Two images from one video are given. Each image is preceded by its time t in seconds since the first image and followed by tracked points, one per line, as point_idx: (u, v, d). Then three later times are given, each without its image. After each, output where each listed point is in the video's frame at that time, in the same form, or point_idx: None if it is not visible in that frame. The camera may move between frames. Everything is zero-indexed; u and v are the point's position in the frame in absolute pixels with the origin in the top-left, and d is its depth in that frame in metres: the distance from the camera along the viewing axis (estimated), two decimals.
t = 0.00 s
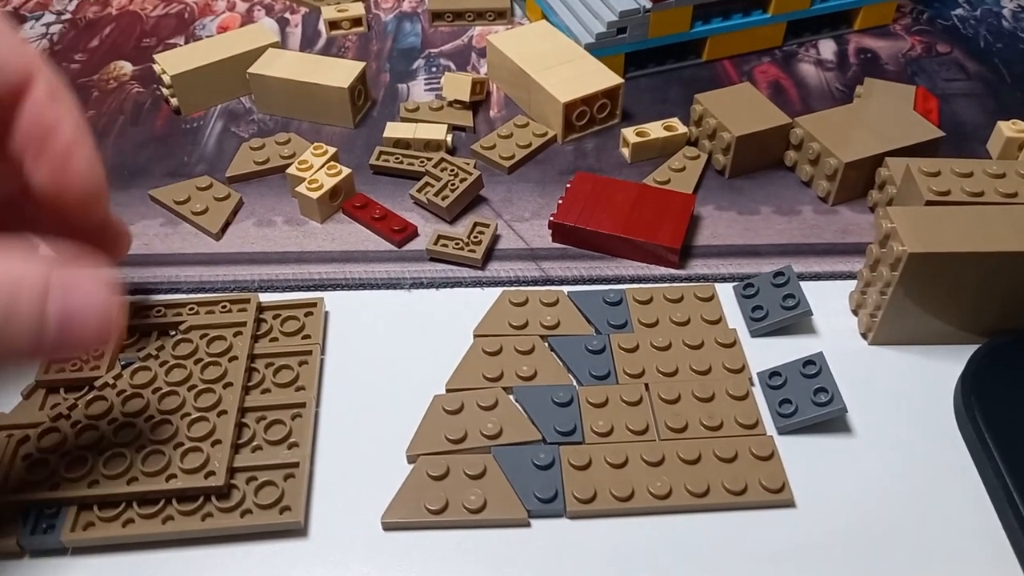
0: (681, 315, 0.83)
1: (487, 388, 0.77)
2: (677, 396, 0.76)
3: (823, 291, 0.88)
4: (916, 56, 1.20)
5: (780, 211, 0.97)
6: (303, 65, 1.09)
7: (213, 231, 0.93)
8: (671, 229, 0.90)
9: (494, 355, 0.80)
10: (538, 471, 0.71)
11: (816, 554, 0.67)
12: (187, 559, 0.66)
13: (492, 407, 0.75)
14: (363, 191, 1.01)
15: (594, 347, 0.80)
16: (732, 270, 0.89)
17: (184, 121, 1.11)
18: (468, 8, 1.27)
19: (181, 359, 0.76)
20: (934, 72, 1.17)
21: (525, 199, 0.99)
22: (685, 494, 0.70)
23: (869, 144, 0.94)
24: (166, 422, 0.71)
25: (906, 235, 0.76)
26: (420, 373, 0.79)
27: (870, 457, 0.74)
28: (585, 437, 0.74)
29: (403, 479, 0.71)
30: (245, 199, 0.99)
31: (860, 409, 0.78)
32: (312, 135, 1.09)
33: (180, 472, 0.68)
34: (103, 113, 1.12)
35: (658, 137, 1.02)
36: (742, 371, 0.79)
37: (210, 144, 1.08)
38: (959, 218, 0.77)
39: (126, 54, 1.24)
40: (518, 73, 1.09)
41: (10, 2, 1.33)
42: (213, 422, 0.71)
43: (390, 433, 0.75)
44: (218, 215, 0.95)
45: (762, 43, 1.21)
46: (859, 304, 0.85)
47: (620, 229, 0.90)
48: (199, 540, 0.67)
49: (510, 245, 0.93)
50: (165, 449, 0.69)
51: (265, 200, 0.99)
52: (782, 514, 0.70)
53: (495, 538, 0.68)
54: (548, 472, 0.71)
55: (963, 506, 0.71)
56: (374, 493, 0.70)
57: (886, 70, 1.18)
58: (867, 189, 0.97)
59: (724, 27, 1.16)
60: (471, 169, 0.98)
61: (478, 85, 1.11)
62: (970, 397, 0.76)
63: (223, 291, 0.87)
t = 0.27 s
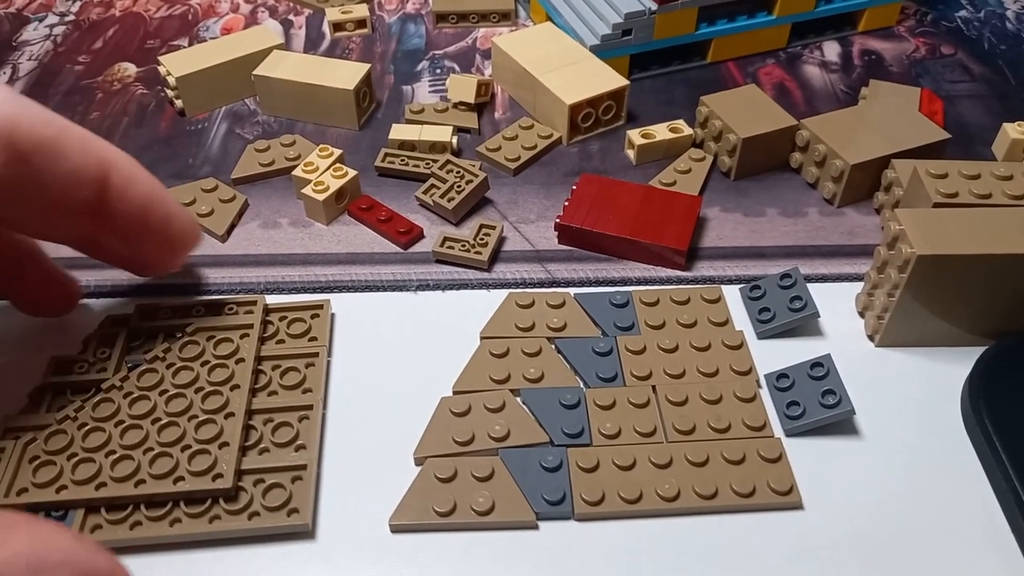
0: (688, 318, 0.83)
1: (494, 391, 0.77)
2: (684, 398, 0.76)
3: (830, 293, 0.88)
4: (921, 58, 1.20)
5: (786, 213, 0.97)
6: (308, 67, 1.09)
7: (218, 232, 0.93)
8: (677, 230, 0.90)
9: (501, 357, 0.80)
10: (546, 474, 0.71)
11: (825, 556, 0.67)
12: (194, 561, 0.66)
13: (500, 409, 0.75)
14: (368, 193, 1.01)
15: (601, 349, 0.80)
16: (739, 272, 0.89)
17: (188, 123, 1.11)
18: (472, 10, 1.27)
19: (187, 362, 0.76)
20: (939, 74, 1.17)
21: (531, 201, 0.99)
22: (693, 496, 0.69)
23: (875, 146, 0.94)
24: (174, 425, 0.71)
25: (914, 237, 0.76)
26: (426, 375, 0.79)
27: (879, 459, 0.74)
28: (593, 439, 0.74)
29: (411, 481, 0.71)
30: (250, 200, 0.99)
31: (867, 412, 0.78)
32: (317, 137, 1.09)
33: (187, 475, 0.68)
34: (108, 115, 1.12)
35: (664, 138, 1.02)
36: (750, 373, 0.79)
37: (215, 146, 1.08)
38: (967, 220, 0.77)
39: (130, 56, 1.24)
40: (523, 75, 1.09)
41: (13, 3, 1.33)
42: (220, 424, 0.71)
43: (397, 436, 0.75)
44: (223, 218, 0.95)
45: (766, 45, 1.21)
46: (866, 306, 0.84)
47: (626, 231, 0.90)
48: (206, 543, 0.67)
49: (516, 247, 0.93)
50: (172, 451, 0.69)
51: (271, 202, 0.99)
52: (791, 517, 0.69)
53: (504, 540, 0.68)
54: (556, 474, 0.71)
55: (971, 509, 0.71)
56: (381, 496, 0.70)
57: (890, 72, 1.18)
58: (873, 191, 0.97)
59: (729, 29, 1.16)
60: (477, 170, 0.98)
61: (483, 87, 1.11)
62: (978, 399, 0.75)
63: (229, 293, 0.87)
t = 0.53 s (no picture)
0: (679, 316, 0.82)
1: (483, 390, 0.77)
2: (674, 397, 0.76)
3: (823, 292, 0.87)
4: (918, 54, 1.19)
5: (780, 211, 0.96)
6: (301, 63, 1.09)
7: (208, 231, 0.93)
8: (670, 229, 0.90)
9: (490, 356, 0.79)
10: (534, 474, 0.70)
11: (811, 558, 0.67)
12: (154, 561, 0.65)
13: (488, 408, 0.75)
14: (360, 190, 1.00)
15: (592, 348, 0.80)
16: (731, 270, 0.89)
17: (181, 120, 1.11)
18: (467, 6, 1.27)
19: (139, 360, 0.73)
20: (936, 71, 1.16)
21: (523, 199, 0.99)
22: (682, 497, 0.69)
23: (870, 144, 0.94)
24: (126, 427, 0.69)
25: (905, 236, 0.75)
26: (414, 375, 0.79)
27: (867, 460, 0.73)
28: (582, 439, 0.73)
29: (398, 481, 0.71)
30: (241, 198, 0.99)
31: (858, 412, 0.77)
32: (309, 134, 1.09)
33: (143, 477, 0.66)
34: (100, 111, 1.12)
35: (657, 136, 1.01)
36: (740, 373, 0.78)
37: (207, 143, 1.07)
38: (959, 219, 0.77)
39: (123, 52, 1.23)
40: (517, 72, 1.09)
41: None
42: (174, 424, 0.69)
43: (384, 435, 0.74)
44: (213, 216, 0.95)
45: (762, 42, 1.20)
46: (858, 305, 0.84)
47: (618, 229, 0.90)
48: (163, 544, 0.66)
49: (508, 245, 0.93)
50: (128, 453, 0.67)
51: (262, 199, 0.99)
52: (779, 518, 0.69)
53: (490, 541, 0.67)
54: (544, 474, 0.70)
55: (960, 510, 0.70)
56: (368, 496, 0.70)
57: (887, 69, 1.17)
58: (867, 189, 0.97)
59: (724, 25, 1.16)
60: (468, 168, 0.97)
61: (476, 84, 1.10)
62: (969, 400, 0.75)
63: (219, 291, 0.87)
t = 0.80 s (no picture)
0: (681, 321, 0.82)
1: (485, 395, 0.76)
2: (677, 402, 0.75)
3: (826, 296, 0.87)
4: (920, 57, 1.19)
5: (782, 215, 0.96)
6: (302, 66, 1.09)
7: (208, 234, 0.92)
8: (672, 233, 0.90)
9: (492, 360, 0.79)
10: (536, 480, 0.70)
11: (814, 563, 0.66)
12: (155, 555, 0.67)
13: (490, 413, 0.75)
14: (361, 194, 1.00)
15: (594, 353, 0.79)
16: (733, 275, 0.89)
17: (181, 123, 1.10)
18: (468, 9, 1.26)
19: None
20: (939, 74, 1.16)
21: (525, 202, 0.98)
22: (685, 503, 0.69)
23: (873, 147, 0.93)
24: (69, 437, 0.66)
25: (909, 240, 0.75)
26: (414, 380, 0.79)
27: (871, 466, 0.73)
28: (584, 444, 0.73)
29: (399, 485, 0.71)
30: (242, 201, 0.98)
31: (861, 417, 0.77)
32: (310, 137, 1.08)
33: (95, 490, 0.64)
34: (100, 114, 1.11)
35: (659, 139, 1.01)
36: (743, 378, 0.78)
37: (207, 146, 1.07)
38: (963, 223, 0.76)
39: (124, 54, 1.23)
40: (518, 75, 1.08)
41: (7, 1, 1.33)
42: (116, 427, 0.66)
43: (384, 440, 0.74)
44: (213, 219, 0.94)
45: (764, 45, 1.20)
46: (861, 309, 0.84)
47: (620, 233, 0.89)
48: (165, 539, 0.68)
49: (509, 249, 0.92)
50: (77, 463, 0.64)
51: (263, 202, 0.99)
52: (783, 525, 0.69)
53: (492, 548, 0.67)
54: (546, 481, 0.70)
55: (964, 515, 0.70)
56: (368, 502, 0.70)
57: (889, 72, 1.17)
58: (870, 193, 0.96)
59: (726, 28, 1.15)
60: (470, 171, 0.97)
61: (477, 87, 1.10)
62: (973, 405, 0.75)
63: (220, 295, 0.87)
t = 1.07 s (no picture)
0: (689, 324, 0.82)
1: (493, 398, 0.76)
2: (685, 406, 0.75)
3: (833, 299, 0.87)
4: (926, 59, 1.19)
5: (790, 217, 0.95)
6: (307, 67, 1.08)
7: (215, 235, 0.92)
8: (679, 235, 0.89)
9: (499, 363, 0.79)
10: (544, 484, 0.70)
11: (823, 568, 0.66)
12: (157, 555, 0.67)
13: (498, 416, 0.74)
14: (367, 196, 1.00)
15: (602, 356, 0.79)
16: (741, 277, 0.88)
17: (186, 124, 1.10)
18: (473, 10, 1.26)
19: None
20: (945, 75, 1.16)
21: (531, 204, 0.98)
22: (694, 507, 0.69)
23: (880, 150, 0.93)
24: None
25: (918, 243, 0.75)
26: (422, 382, 0.78)
27: (879, 470, 0.73)
28: (592, 448, 0.73)
29: (408, 489, 0.71)
30: (247, 203, 0.98)
31: (870, 421, 0.76)
32: (315, 138, 1.08)
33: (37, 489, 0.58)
34: (105, 115, 1.11)
35: (666, 141, 1.01)
36: (751, 381, 0.78)
37: (213, 147, 1.07)
38: (972, 226, 0.76)
39: (128, 55, 1.23)
40: (524, 76, 1.08)
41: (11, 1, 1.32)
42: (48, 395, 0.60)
43: (392, 441, 0.74)
44: (219, 221, 0.94)
45: (770, 46, 1.19)
46: (869, 312, 0.84)
47: (627, 236, 0.89)
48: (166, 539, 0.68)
49: (516, 251, 0.92)
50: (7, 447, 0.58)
51: (269, 204, 0.98)
52: (792, 529, 0.69)
53: (501, 552, 0.67)
54: (554, 484, 0.70)
55: (973, 519, 0.70)
56: (378, 504, 0.70)
57: (895, 73, 1.17)
58: (877, 195, 0.96)
59: (732, 29, 1.15)
60: (476, 173, 0.97)
61: (483, 88, 1.10)
62: (982, 408, 0.75)
63: (226, 297, 0.87)
